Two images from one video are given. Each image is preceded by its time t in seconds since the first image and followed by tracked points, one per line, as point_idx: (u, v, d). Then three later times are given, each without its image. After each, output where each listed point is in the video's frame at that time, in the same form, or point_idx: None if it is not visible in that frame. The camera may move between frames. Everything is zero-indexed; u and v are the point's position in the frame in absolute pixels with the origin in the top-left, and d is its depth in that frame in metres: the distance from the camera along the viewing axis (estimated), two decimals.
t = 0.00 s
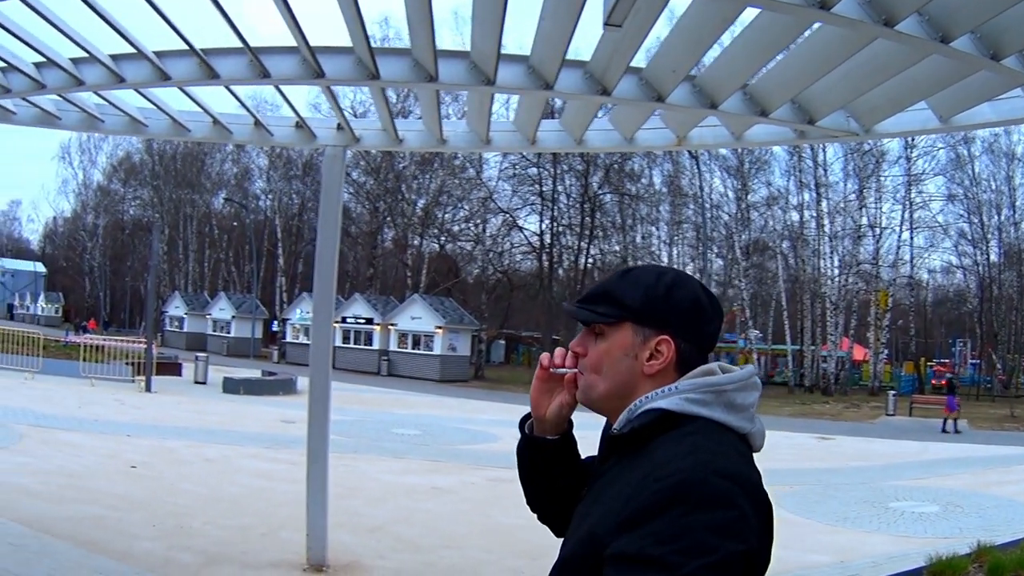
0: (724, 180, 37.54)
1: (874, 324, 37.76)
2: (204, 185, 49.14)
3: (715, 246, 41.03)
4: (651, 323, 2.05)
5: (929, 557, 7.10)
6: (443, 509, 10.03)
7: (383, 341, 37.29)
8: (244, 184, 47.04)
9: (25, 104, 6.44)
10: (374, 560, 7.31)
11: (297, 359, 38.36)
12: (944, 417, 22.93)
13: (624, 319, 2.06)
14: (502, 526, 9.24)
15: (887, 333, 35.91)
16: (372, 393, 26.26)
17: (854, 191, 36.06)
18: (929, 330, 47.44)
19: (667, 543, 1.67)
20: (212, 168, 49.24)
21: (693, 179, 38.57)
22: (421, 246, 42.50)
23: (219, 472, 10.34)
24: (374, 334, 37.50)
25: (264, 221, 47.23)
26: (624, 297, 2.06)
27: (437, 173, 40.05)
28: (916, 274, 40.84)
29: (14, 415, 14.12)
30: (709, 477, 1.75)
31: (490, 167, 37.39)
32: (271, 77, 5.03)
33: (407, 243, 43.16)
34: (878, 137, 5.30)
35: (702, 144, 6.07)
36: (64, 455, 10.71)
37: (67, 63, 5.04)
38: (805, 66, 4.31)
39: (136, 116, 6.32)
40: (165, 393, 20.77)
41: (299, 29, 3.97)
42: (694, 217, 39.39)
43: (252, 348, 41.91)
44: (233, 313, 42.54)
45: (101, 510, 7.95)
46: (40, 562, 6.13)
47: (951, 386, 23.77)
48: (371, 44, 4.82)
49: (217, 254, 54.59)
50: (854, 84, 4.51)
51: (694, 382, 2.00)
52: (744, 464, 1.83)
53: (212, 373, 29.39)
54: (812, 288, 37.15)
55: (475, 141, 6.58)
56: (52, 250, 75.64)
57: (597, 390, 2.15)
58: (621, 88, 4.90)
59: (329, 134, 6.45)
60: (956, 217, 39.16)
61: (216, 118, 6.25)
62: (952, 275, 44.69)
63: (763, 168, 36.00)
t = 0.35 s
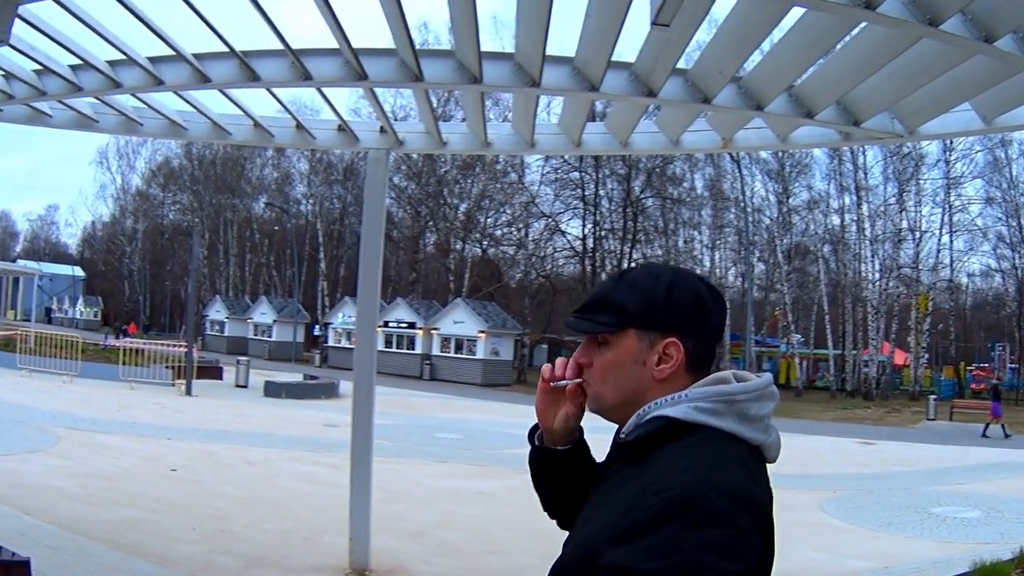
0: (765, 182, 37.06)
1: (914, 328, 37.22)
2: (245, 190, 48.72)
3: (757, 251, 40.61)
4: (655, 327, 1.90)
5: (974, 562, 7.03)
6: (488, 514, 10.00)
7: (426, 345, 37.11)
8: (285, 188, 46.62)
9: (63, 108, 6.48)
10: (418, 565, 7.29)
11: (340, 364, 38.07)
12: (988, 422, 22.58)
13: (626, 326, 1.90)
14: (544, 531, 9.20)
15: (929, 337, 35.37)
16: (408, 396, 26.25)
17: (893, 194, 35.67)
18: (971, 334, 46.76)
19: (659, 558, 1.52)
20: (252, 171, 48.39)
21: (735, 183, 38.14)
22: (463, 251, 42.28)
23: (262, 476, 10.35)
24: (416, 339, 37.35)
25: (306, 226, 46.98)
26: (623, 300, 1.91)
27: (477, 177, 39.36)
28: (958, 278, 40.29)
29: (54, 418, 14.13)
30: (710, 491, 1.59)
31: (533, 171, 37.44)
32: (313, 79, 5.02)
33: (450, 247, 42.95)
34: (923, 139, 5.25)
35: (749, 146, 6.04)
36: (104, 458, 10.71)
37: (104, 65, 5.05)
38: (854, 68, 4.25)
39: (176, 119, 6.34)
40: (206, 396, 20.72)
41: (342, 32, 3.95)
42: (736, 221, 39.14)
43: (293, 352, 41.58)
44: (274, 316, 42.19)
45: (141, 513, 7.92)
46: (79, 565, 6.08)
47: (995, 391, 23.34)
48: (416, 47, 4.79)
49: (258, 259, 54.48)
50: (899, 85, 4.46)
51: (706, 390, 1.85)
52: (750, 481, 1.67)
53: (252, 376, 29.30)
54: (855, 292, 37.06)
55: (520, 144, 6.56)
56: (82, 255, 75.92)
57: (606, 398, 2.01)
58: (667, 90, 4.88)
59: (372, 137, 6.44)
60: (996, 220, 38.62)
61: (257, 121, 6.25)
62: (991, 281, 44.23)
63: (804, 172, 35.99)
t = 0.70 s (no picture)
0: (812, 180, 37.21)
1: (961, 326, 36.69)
2: (292, 191, 48.36)
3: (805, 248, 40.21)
4: (654, 321, 1.75)
5: None
6: (537, 513, 9.91)
7: (476, 344, 37.06)
8: (333, 188, 45.92)
9: (106, 106, 6.49)
10: (467, 565, 7.25)
11: (390, 363, 37.87)
12: None
13: (625, 326, 1.75)
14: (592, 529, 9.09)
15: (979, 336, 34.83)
16: (452, 395, 26.18)
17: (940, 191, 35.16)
18: None
19: (646, 553, 1.43)
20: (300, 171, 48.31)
21: (782, 180, 37.77)
22: (513, 250, 42.07)
23: (307, 475, 10.33)
24: (467, 338, 37.26)
25: (354, 227, 46.83)
26: (616, 299, 1.75)
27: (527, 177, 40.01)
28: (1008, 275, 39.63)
29: (102, 416, 14.22)
30: (706, 488, 1.48)
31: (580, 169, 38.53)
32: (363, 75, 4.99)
33: (500, 246, 42.89)
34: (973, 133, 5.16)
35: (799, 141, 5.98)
36: (150, 457, 10.69)
37: (148, 63, 5.04)
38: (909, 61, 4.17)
39: (223, 117, 6.33)
40: (256, 395, 20.63)
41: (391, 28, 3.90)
42: (784, 219, 38.84)
43: (342, 351, 41.42)
44: (324, 316, 41.77)
45: (185, 512, 7.89)
46: (123, 565, 6.03)
47: None
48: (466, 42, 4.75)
49: (306, 259, 54.41)
50: (949, 77, 4.39)
51: (713, 383, 1.72)
52: (756, 477, 1.55)
53: (300, 375, 29.19)
54: (902, 290, 36.76)
55: (573, 140, 6.48)
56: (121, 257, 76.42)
57: (616, 405, 1.86)
58: (719, 84, 4.83)
59: (422, 134, 6.39)
60: None
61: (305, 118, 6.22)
62: None
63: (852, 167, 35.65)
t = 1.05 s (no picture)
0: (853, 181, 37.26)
1: (1005, 326, 36.30)
2: (334, 197, 49.20)
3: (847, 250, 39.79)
4: (650, 321, 1.70)
5: None
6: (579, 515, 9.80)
7: (520, 349, 37.02)
8: (375, 195, 47.51)
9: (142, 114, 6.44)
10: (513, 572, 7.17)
11: (436, 368, 37.86)
12: None
13: (619, 330, 1.70)
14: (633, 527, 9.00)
15: None
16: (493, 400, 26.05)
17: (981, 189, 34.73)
18: None
19: (648, 548, 1.39)
20: (343, 177, 48.60)
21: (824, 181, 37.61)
22: (557, 254, 42.00)
23: (350, 482, 10.28)
24: (511, 343, 37.21)
25: (396, 233, 47.25)
26: (604, 303, 1.69)
27: (568, 180, 39.73)
28: None
29: (143, 424, 14.28)
30: (713, 484, 1.43)
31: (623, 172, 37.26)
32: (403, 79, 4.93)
33: (542, 251, 42.96)
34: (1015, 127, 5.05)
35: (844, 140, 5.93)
36: (191, 464, 10.64)
37: (184, 69, 5.05)
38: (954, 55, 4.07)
39: (262, 123, 6.37)
40: (299, 402, 20.43)
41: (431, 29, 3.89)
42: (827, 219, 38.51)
43: (386, 357, 41.32)
44: (369, 323, 41.48)
45: (227, 519, 7.83)
46: (164, 572, 5.99)
47: None
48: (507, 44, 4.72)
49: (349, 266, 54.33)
50: (993, 70, 4.30)
51: (721, 378, 1.69)
52: (764, 475, 1.51)
53: (343, 381, 29.06)
54: (944, 290, 36.39)
55: (615, 141, 6.40)
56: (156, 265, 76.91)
57: (619, 414, 1.81)
58: (762, 82, 4.78)
59: (465, 138, 6.38)
60: None
61: (346, 125, 6.16)
62: None
63: (892, 168, 36.09)
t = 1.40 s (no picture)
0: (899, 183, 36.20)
1: None
2: (383, 203, 47.89)
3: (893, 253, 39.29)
4: (636, 324, 1.58)
5: None
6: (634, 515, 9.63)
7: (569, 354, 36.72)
8: (424, 201, 45.51)
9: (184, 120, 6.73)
10: None
11: (486, 375, 37.66)
12: None
13: (606, 336, 1.58)
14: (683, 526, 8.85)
15: None
16: (539, 406, 25.74)
17: None
18: None
19: (657, 551, 1.31)
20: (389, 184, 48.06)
21: (870, 183, 36.69)
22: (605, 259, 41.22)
23: (399, 487, 10.14)
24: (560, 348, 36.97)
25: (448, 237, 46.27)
26: (588, 310, 1.58)
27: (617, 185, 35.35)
28: None
29: (190, 428, 14.25)
30: (726, 485, 1.35)
31: (670, 175, 36.09)
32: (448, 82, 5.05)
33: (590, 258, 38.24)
34: None
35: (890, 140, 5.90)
36: (240, 469, 10.53)
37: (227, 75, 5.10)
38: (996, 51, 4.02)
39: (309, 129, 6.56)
40: (348, 408, 20.06)
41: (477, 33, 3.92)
42: (872, 222, 37.87)
43: (436, 363, 41.04)
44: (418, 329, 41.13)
45: (275, 524, 7.70)
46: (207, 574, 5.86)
47: None
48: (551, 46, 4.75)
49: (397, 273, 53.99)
50: None
51: (722, 376, 1.58)
52: (774, 474, 1.42)
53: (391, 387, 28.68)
54: (990, 291, 35.83)
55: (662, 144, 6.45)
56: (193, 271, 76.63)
57: (616, 424, 1.67)
58: (808, 82, 4.78)
59: (512, 143, 6.48)
60: None
61: (393, 131, 6.33)
62: None
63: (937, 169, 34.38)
